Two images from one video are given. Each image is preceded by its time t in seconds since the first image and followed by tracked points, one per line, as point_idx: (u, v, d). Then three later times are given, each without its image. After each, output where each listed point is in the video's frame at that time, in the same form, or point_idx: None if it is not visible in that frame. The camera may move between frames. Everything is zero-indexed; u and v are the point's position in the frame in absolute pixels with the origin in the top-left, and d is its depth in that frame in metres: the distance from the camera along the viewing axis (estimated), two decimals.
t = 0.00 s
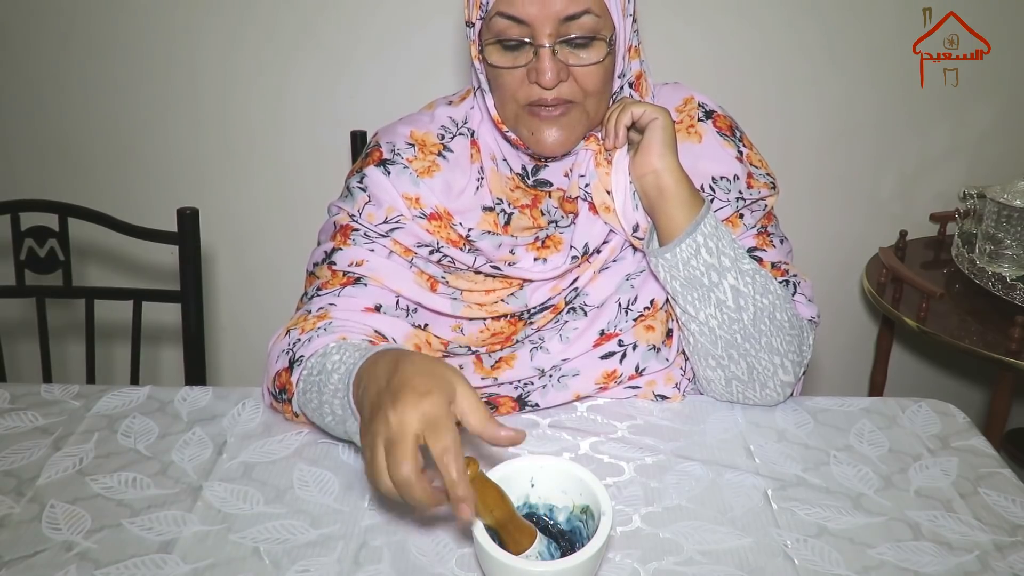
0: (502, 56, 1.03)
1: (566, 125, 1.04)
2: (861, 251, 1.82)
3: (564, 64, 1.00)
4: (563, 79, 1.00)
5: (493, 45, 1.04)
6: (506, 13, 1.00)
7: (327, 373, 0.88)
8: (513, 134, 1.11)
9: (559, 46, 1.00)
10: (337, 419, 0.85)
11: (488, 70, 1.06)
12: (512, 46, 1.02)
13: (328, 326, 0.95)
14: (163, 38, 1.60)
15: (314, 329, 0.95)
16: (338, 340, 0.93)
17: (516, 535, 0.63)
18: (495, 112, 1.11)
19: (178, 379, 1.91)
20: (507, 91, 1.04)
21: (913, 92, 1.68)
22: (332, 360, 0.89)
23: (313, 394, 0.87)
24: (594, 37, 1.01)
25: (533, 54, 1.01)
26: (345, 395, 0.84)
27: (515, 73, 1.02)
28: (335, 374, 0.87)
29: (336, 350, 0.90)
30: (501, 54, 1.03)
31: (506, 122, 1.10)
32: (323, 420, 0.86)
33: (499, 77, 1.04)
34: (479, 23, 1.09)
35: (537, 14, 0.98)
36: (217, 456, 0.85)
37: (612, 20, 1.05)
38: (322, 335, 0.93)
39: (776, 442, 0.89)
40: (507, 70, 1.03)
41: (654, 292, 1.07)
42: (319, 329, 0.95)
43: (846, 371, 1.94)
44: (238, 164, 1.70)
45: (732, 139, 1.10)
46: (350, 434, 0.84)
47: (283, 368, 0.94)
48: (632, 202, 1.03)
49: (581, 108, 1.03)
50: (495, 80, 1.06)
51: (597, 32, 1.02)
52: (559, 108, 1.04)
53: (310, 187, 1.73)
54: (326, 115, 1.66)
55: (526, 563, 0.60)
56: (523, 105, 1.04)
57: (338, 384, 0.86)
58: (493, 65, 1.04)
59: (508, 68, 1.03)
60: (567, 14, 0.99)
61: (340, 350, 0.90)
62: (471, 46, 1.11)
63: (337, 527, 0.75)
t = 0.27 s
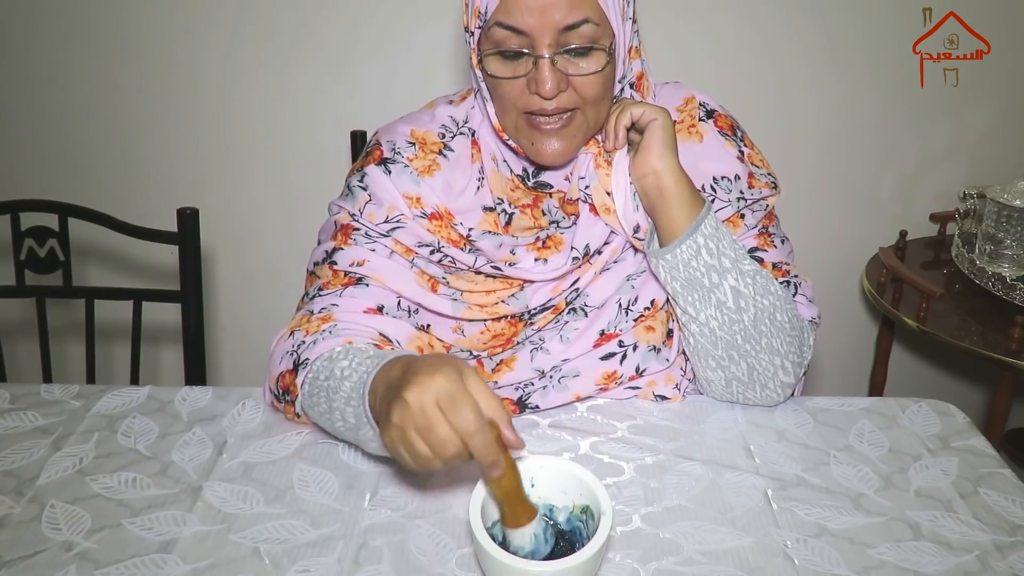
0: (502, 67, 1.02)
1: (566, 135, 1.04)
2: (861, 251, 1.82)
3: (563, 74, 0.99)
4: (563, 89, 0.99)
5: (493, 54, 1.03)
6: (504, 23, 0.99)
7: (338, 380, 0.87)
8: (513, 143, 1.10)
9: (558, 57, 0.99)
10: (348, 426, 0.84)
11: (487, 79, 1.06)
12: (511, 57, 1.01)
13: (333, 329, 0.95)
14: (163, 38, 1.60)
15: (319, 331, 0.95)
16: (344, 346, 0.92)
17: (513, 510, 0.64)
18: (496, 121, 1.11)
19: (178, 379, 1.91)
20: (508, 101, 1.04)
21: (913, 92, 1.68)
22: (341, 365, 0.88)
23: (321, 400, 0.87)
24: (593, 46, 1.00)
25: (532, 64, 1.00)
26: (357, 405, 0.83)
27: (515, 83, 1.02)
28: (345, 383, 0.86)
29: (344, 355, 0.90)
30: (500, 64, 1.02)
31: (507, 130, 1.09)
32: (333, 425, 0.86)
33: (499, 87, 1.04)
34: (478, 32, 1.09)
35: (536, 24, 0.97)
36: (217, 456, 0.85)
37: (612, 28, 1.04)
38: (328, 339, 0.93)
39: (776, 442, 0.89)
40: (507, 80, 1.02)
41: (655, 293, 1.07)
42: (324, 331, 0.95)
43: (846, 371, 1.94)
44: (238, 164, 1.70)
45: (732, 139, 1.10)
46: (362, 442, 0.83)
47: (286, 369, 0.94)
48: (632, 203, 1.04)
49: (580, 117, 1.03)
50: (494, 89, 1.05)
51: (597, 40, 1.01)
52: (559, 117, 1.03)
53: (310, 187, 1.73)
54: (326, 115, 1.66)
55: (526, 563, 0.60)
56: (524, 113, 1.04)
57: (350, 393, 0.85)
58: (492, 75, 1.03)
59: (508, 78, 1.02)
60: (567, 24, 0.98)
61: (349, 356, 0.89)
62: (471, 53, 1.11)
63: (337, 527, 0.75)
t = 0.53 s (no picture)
0: (502, 68, 1.02)
1: (565, 136, 1.04)
2: (861, 251, 1.82)
3: (564, 76, 0.99)
4: (564, 91, 0.99)
5: (493, 56, 1.02)
6: (505, 25, 0.99)
7: (345, 366, 0.88)
8: (511, 142, 1.10)
9: (559, 58, 0.99)
10: (354, 411, 0.85)
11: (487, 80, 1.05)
12: (512, 58, 1.01)
13: (335, 322, 0.95)
14: (163, 38, 1.60)
15: (321, 326, 0.95)
16: (348, 337, 0.92)
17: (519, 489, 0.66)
18: (493, 120, 1.10)
19: (178, 379, 1.91)
20: (507, 101, 1.03)
21: (913, 92, 1.68)
22: (347, 352, 0.89)
23: (326, 388, 0.88)
24: (594, 48, 1.00)
25: (533, 66, 1.00)
26: (366, 387, 0.84)
27: (516, 84, 1.01)
28: (352, 368, 0.87)
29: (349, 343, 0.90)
30: (500, 65, 1.02)
31: (504, 129, 1.09)
32: (338, 412, 0.87)
33: (498, 88, 1.03)
34: (478, 33, 1.09)
35: (538, 26, 0.97)
36: (217, 456, 0.85)
37: (612, 29, 1.04)
38: (330, 332, 0.93)
39: (775, 442, 0.89)
40: (507, 81, 1.02)
41: (654, 293, 1.07)
42: (325, 326, 0.95)
43: (846, 371, 1.94)
44: (238, 164, 1.70)
45: (731, 139, 1.10)
46: (370, 425, 0.85)
47: (289, 366, 0.94)
48: (631, 204, 1.04)
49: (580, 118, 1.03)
50: (494, 90, 1.05)
51: (597, 42, 1.01)
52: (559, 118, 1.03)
53: (310, 187, 1.73)
54: (326, 115, 1.66)
55: (526, 563, 0.60)
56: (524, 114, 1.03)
57: (358, 375, 0.86)
58: (492, 76, 1.03)
59: (508, 79, 1.02)
60: (568, 26, 0.98)
61: (355, 344, 0.90)
62: (470, 54, 1.11)
63: (337, 527, 0.75)
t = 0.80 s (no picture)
0: (504, 69, 1.02)
1: (567, 137, 1.04)
2: (861, 251, 1.82)
3: (566, 77, 0.99)
4: (566, 92, 0.99)
5: (495, 57, 1.02)
6: (508, 27, 0.99)
7: (352, 374, 0.88)
8: (514, 143, 1.10)
9: (562, 60, 0.99)
10: (360, 420, 0.85)
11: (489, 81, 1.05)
12: (514, 60, 1.01)
13: (340, 327, 0.95)
14: (163, 38, 1.60)
15: (325, 329, 0.95)
16: (354, 344, 0.92)
17: (525, 513, 0.65)
18: (495, 120, 1.10)
19: (178, 379, 1.91)
20: (510, 102, 1.03)
21: (913, 92, 1.68)
22: (355, 360, 0.89)
23: (331, 395, 0.88)
24: (597, 49, 1.00)
25: (535, 67, 1.00)
26: (374, 397, 0.84)
27: (518, 85, 1.01)
28: (360, 377, 0.87)
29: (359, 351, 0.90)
30: (502, 66, 1.02)
31: (507, 130, 1.09)
32: (343, 420, 0.86)
33: (501, 89, 1.03)
34: (480, 34, 1.08)
35: (540, 27, 0.97)
36: (217, 456, 0.85)
37: (615, 30, 1.04)
38: (335, 337, 0.93)
39: (776, 442, 0.89)
40: (509, 82, 1.02)
41: (655, 293, 1.07)
42: (330, 329, 0.95)
43: (846, 371, 1.94)
44: (238, 164, 1.70)
45: (733, 139, 1.10)
46: (376, 435, 0.84)
47: (292, 367, 0.94)
48: (632, 204, 1.04)
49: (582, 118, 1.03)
50: (496, 92, 1.05)
51: (600, 43, 1.01)
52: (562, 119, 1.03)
53: (310, 187, 1.73)
54: (326, 115, 1.66)
55: (525, 563, 0.60)
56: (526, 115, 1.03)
57: (366, 385, 0.86)
58: (494, 76, 1.03)
59: (510, 80, 1.02)
60: (570, 27, 0.98)
61: (364, 353, 0.90)
62: (472, 55, 1.11)
63: (337, 527, 0.75)
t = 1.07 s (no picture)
0: (507, 69, 1.02)
1: (569, 137, 1.03)
2: (861, 251, 1.82)
3: (569, 77, 0.99)
4: (568, 91, 0.99)
5: (498, 57, 1.02)
6: (511, 26, 0.99)
7: (346, 365, 0.88)
8: (515, 143, 1.10)
9: (564, 59, 0.99)
10: (355, 411, 0.85)
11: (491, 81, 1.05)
12: (517, 59, 1.01)
13: (336, 322, 0.96)
14: (163, 38, 1.60)
15: (322, 326, 0.96)
16: (349, 338, 0.93)
17: (506, 495, 0.66)
18: (496, 120, 1.11)
19: (178, 379, 1.91)
20: (512, 102, 1.03)
21: (914, 92, 1.68)
22: (348, 352, 0.90)
23: (326, 388, 0.88)
24: (599, 49, 1.00)
25: (538, 67, 1.00)
26: (367, 386, 0.85)
27: (520, 85, 1.01)
28: (354, 368, 0.88)
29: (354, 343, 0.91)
30: (505, 66, 1.02)
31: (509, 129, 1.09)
32: (338, 412, 0.87)
33: (503, 89, 1.03)
34: (482, 34, 1.08)
35: (543, 27, 0.97)
36: (217, 456, 0.85)
37: (617, 30, 1.04)
38: (331, 332, 0.94)
39: (776, 442, 0.89)
40: (512, 82, 1.02)
41: (655, 293, 1.07)
42: (327, 326, 0.95)
43: (846, 371, 1.94)
44: (238, 164, 1.70)
45: (734, 139, 1.10)
46: (371, 425, 0.84)
47: (291, 366, 0.94)
48: (633, 204, 1.04)
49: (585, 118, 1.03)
50: (498, 91, 1.05)
51: (602, 43, 1.01)
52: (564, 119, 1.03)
53: (310, 187, 1.73)
54: (326, 115, 1.66)
55: (525, 563, 0.60)
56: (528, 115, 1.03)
57: (359, 375, 0.87)
58: (497, 76, 1.03)
59: (512, 80, 1.02)
60: (573, 27, 0.97)
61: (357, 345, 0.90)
62: (473, 54, 1.11)
63: (337, 527, 0.75)
